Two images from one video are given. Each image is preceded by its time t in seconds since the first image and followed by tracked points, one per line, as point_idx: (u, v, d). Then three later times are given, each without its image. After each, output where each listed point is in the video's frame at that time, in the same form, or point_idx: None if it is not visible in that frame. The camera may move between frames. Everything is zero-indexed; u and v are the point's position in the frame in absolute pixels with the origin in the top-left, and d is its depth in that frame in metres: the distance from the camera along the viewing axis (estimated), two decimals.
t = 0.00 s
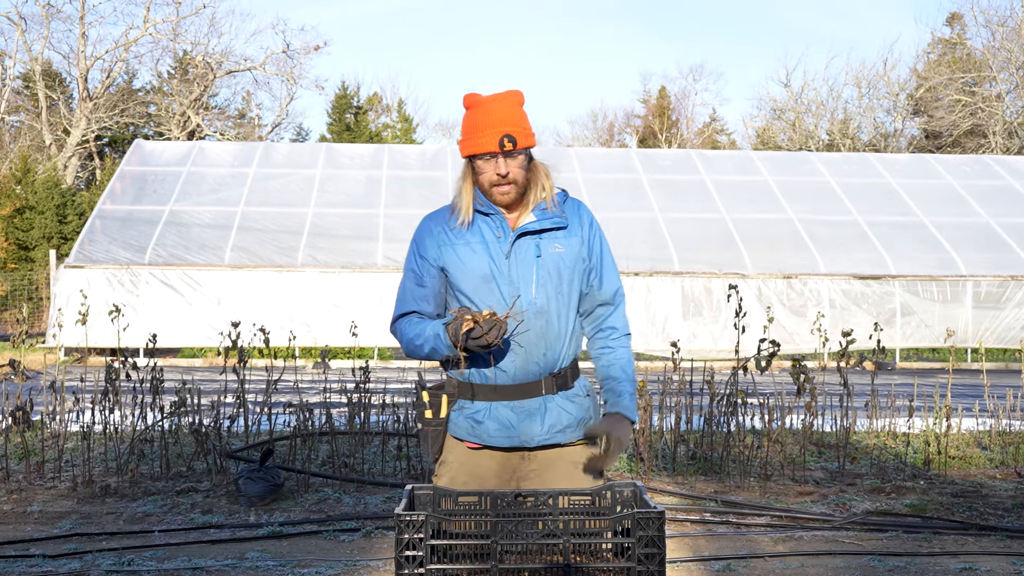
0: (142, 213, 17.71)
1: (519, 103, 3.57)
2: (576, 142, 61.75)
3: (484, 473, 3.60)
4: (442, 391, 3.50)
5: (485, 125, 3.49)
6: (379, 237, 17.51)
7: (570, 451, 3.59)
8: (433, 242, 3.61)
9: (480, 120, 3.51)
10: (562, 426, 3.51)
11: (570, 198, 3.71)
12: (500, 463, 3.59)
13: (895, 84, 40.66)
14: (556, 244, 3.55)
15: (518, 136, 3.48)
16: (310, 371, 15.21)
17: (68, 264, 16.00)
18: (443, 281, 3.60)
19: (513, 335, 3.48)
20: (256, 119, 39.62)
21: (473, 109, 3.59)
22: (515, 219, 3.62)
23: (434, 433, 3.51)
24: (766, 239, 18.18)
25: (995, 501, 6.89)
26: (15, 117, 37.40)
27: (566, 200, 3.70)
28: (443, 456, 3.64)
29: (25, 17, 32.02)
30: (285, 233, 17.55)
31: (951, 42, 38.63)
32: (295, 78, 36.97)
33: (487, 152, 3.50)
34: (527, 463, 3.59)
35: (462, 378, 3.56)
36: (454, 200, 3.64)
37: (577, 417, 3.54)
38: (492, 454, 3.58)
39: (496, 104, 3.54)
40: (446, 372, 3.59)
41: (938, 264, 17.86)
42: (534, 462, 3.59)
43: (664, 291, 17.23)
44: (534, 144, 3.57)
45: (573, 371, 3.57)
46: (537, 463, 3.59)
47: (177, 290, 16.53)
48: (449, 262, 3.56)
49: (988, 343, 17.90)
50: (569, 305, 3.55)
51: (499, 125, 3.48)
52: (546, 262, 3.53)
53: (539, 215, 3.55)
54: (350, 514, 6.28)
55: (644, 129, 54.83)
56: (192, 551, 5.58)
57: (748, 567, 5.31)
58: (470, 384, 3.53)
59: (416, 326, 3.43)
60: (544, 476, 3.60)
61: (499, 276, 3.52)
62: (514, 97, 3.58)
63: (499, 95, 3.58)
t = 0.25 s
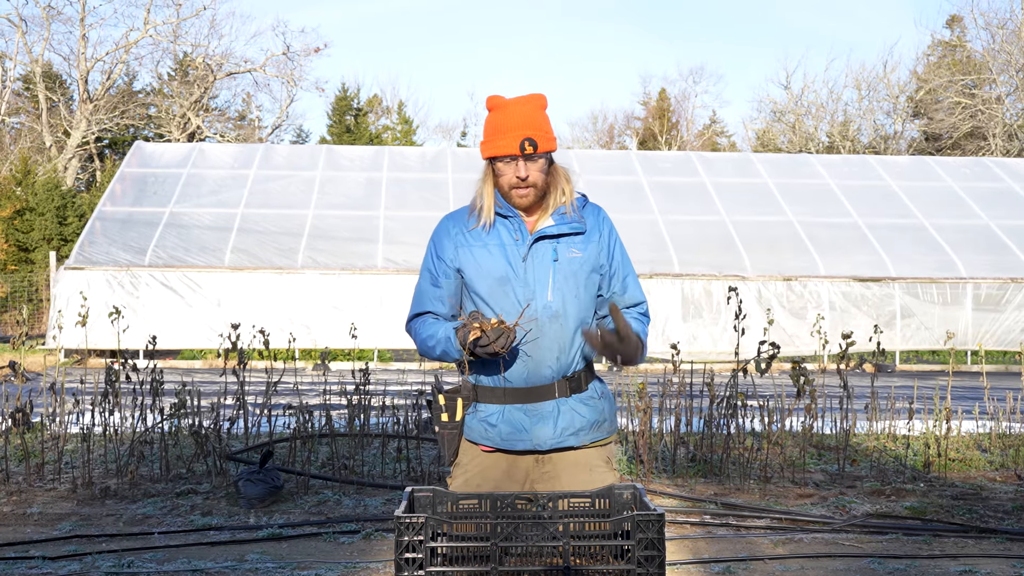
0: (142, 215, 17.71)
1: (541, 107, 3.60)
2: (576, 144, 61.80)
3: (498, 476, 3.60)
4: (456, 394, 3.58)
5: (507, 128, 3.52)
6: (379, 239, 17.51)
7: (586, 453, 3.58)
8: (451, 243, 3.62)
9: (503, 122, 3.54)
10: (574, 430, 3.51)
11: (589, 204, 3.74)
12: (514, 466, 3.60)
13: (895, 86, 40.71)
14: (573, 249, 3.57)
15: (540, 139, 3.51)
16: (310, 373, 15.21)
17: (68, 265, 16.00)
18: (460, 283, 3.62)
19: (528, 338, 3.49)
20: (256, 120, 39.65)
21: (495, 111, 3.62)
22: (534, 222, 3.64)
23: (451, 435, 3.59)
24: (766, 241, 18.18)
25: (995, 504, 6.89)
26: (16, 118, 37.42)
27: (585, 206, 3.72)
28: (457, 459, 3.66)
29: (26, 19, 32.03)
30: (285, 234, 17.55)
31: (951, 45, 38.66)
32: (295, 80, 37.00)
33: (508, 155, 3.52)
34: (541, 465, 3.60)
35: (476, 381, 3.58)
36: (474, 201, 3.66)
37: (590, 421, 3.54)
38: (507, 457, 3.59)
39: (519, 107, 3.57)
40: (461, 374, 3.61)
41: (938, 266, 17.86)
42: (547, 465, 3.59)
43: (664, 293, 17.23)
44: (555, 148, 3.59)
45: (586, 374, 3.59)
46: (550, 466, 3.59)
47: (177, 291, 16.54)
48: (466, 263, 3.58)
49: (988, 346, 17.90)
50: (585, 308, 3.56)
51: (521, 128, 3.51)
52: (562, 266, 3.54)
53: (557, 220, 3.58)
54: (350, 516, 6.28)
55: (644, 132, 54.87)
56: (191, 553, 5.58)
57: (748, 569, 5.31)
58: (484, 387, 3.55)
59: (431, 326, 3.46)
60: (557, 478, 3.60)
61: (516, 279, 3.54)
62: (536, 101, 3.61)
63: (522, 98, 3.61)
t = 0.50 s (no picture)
0: (142, 216, 17.71)
1: (550, 108, 3.60)
2: (576, 144, 61.80)
3: (494, 477, 3.62)
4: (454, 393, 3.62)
5: (514, 129, 3.53)
6: (379, 240, 17.52)
7: (582, 453, 3.59)
8: (453, 241, 3.64)
9: (510, 122, 3.55)
10: (570, 431, 3.52)
11: (593, 208, 3.75)
12: (510, 466, 3.60)
13: (894, 87, 40.72)
14: (574, 251, 3.58)
15: (546, 141, 3.52)
16: (310, 374, 15.22)
17: (68, 267, 16.00)
18: (460, 281, 3.64)
19: (525, 337, 3.49)
20: (256, 121, 39.64)
21: (504, 110, 3.62)
22: (537, 223, 3.65)
23: (447, 434, 3.61)
24: (766, 241, 18.18)
25: (996, 503, 6.89)
26: (15, 119, 37.42)
27: (589, 209, 3.73)
28: (454, 458, 3.67)
29: (25, 20, 32.00)
30: (285, 235, 17.55)
31: (951, 45, 38.66)
32: (295, 81, 37.01)
33: (514, 155, 3.53)
34: (537, 465, 3.61)
35: (472, 379, 3.59)
36: (478, 199, 3.68)
37: (586, 422, 3.54)
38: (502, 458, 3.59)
39: (527, 108, 3.57)
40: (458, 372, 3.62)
41: (939, 266, 17.86)
42: (543, 465, 3.60)
43: (664, 293, 17.24)
44: (562, 151, 3.60)
45: (583, 375, 3.58)
46: (546, 466, 3.60)
47: (177, 292, 16.55)
48: (467, 261, 3.59)
49: (988, 345, 17.91)
50: (584, 309, 3.56)
51: (528, 130, 3.51)
52: (563, 268, 3.55)
53: (560, 223, 3.59)
54: (350, 517, 6.28)
55: (644, 132, 54.86)
56: (192, 554, 5.58)
57: (748, 569, 5.31)
58: (480, 386, 3.56)
59: (430, 322, 3.48)
60: (553, 479, 3.61)
61: (515, 279, 3.54)
62: (545, 102, 3.62)
63: (531, 99, 3.61)
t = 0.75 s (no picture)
0: (142, 216, 17.72)
1: (546, 109, 3.60)
2: (576, 144, 61.83)
3: (485, 476, 3.59)
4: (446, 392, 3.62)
5: (510, 129, 3.53)
6: (379, 240, 17.52)
7: (575, 455, 3.59)
8: (448, 240, 3.64)
9: (507, 122, 3.55)
10: (561, 432, 3.52)
11: (589, 210, 3.75)
12: (501, 467, 3.59)
13: (895, 87, 40.72)
14: (569, 253, 3.58)
15: (542, 142, 3.52)
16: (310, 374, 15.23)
17: (68, 266, 16.00)
18: (455, 280, 3.64)
19: (518, 338, 3.49)
20: (257, 121, 39.64)
21: (500, 110, 3.62)
22: (532, 224, 3.65)
23: (437, 434, 3.57)
24: (766, 242, 18.18)
25: (996, 504, 6.90)
26: (16, 119, 37.43)
27: (584, 211, 3.73)
28: (445, 458, 3.65)
29: (26, 19, 31.99)
30: (286, 235, 17.55)
31: (952, 46, 38.65)
32: (296, 81, 37.02)
33: (510, 155, 3.53)
34: (528, 466, 3.59)
35: (464, 378, 3.59)
36: (474, 199, 3.68)
37: (577, 424, 3.55)
38: (493, 458, 3.58)
39: (524, 108, 3.57)
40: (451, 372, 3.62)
41: (939, 267, 17.87)
42: (534, 466, 3.59)
43: (664, 294, 17.24)
44: (558, 151, 3.60)
45: (575, 377, 3.59)
46: (538, 467, 3.59)
47: (177, 292, 16.56)
48: (461, 260, 3.60)
49: (988, 346, 17.91)
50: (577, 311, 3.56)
51: (524, 130, 3.51)
52: (557, 269, 3.55)
53: (555, 223, 3.59)
54: (350, 517, 6.28)
55: (645, 132, 54.87)
56: (192, 554, 5.58)
57: (748, 569, 5.31)
58: (472, 385, 3.55)
59: (423, 321, 3.48)
60: (545, 480, 3.60)
61: (510, 280, 3.55)
62: (542, 103, 3.61)
63: (527, 100, 3.60)
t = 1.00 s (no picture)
0: (143, 216, 17.73)
1: (540, 109, 3.60)
2: (576, 144, 61.84)
3: (481, 476, 3.59)
4: (441, 393, 3.66)
5: (504, 129, 3.53)
6: (380, 240, 17.52)
7: (571, 456, 3.60)
8: (444, 241, 3.65)
9: (501, 123, 3.55)
10: (556, 433, 3.52)
11: (584, 210, 3.75)
12: (496, 468, 3.58)
13: (895, 87, 40.72)
14: (565, 253, 3.59)
15: (537, 142, 3.52)
16: (310, 374, 15.24)
17: (69, 267, 16.01)
18: (451, 280, 3.64)
19: (514, 339, 3.50)
20: (257, 121, 39.64)
21: (495, 110, 3.62)
22: (528, 224, 3.66)
23: (433, 434, 3.66)
24: (767, 242, 18.18)
25: (996, 504, 6.89)
26: (16, 119, 37.44)
27: (580, 212, 3.74)
28: (442, 458, 3.67)
29: (26, 20, 31.97)
30: (286, 236, 17.56)
31: (952, 46, 38.64)
32: (296, 81, 37.02)
33: (505, 156, 3.53)
34: (524, 467, 3.59)
35: (460, 378, 3.59)
36: (470, 199, 3.68)
37: (573, 424, 3.55)
38: (488, 457, 3.58)
39: (518, 108, 3.57)
40: (448, 372, 3.63)
41: (939, 267, 17.87)
42: (530, 466, 3.59)
43: (665, 294, 17.25)
44: (553, 151, 3.60)
45: (572, 377, 3.59)
46: (534, 468, 3.59)
47: (177, 292, 16.56)
48: (458, 261, 3.60)
49: (989, 346, 17.91)
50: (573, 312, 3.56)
51: (518, 130, 3.51)
52: (553, 270, 3.56)
53: (551, 223, 3.60)
54: (351, 517, 6.29)
55: (645, 132, 54.88)
56: (193, 554, 5.58)
57: (749, 569, 5.31)
58: (468, 385, 3.56)
59: (419, 322, 3.49)
60: (541, 481, 3.60)
61: (506, 280, 3.55)
62: (536, 103, 3.61)
63: (522, 100, 3.60)
